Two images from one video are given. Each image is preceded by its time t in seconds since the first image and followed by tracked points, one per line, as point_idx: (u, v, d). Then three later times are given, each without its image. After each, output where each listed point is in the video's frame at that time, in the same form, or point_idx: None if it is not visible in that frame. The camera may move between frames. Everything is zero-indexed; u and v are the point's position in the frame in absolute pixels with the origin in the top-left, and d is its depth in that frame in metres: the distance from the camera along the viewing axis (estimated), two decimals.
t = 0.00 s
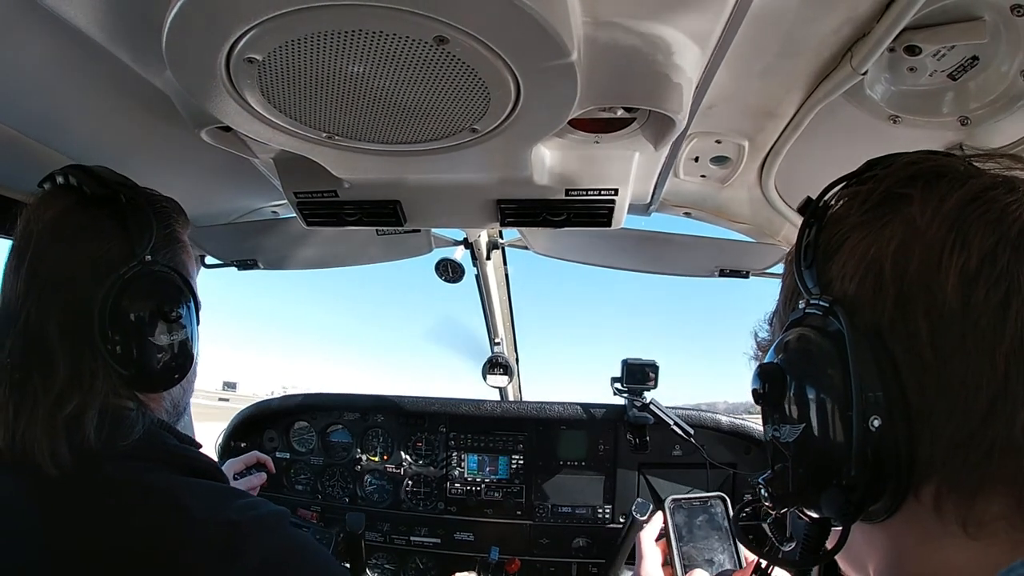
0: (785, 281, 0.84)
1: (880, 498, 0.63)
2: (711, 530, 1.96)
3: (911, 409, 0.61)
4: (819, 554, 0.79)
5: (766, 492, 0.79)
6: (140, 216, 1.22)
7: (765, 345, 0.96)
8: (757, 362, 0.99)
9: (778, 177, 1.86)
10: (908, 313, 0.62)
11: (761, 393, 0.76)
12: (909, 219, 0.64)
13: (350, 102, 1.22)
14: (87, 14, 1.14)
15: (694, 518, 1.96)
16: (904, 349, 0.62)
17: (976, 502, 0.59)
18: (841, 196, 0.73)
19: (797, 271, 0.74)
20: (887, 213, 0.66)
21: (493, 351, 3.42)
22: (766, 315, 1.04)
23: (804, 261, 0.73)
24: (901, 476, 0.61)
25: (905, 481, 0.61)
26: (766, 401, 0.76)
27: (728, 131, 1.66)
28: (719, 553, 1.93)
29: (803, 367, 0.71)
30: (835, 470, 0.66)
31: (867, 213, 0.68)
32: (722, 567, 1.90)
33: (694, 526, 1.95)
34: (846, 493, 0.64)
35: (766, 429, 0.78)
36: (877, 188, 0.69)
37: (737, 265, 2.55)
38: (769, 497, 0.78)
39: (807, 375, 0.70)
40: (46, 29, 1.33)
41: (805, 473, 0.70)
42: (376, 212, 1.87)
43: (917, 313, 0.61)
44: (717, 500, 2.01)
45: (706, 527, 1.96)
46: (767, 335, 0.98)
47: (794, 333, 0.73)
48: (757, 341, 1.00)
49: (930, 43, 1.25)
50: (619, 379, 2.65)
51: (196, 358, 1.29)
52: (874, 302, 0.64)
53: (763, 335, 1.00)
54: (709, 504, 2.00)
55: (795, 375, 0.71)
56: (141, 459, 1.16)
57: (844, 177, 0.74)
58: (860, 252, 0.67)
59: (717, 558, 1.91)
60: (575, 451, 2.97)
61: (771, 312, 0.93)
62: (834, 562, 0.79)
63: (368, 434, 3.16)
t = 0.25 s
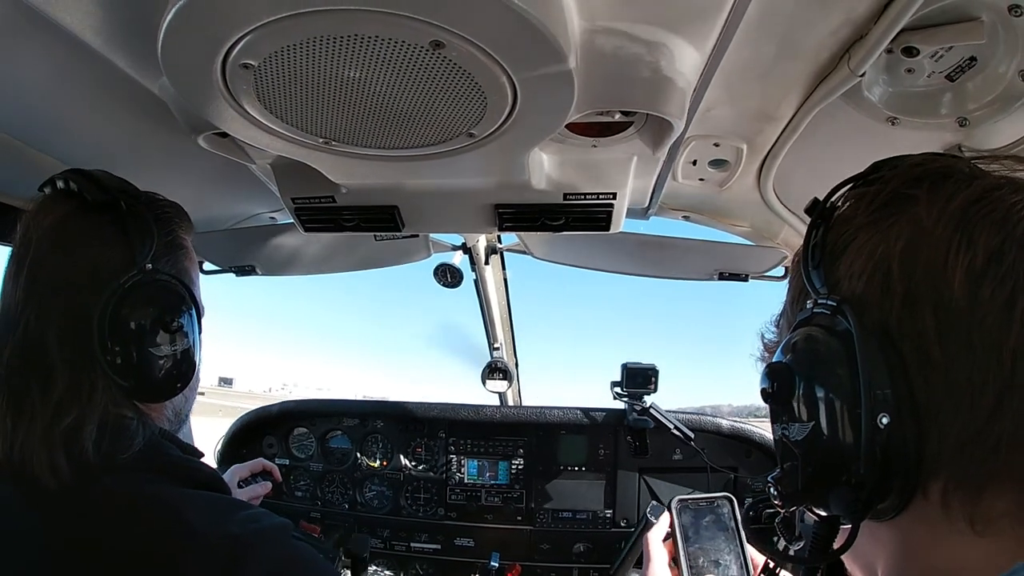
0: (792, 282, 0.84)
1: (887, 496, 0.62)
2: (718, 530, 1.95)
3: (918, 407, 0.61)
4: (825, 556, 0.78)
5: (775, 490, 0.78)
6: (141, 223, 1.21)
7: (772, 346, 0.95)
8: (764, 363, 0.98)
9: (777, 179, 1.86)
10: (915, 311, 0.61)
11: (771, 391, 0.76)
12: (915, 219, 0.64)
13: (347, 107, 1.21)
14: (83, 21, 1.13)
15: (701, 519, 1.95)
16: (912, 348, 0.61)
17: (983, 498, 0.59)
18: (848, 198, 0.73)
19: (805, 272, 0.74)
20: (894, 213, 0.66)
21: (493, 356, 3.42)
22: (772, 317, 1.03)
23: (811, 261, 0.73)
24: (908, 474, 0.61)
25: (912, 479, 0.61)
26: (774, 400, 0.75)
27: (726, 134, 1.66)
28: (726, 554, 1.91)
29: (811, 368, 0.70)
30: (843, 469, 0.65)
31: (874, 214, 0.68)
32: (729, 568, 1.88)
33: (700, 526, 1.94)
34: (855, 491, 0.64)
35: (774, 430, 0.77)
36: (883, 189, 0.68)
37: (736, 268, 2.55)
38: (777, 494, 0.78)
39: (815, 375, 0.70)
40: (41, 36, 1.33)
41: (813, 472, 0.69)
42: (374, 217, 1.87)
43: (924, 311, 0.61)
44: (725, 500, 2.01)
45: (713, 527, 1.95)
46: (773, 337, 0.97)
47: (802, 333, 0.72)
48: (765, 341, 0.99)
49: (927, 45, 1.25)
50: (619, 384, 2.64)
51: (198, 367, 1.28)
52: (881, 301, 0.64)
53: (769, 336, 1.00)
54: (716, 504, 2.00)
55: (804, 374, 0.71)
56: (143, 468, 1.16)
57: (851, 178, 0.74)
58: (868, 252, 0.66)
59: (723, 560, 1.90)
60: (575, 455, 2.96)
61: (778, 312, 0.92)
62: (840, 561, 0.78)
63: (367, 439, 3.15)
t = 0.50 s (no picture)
0: (797, 281, 0.84)
1: (890, 496, 0.62)
2: (720, 531, 1.95)
3: (921, 407, 0.61)
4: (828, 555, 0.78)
5: (778, 489, 0.77)
6: (153, 220, 1.21)
7: (775, 346, 0.95)
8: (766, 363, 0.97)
9: (780, 178, 1.86)
10: (920, 310, 0.61)
11: (774, 390, 0.75)
12: (920, 219, 0.64)
13: (350, 106, 1.21)
14: (87, 19, 1.13)
15: (703, 519, 1.96)
16: (915, 347, 0.61)
17: (987, 498, 0.58)
18: (853, 197, 0.72)
19: (809, 271, 0.74)
20: (898, 213, 0.66)
21: (495, 354, 3.42)
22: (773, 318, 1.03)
23: (816, 261, 0.73)
24: (911, 473, 0.60)
25: (915, 479, 0.60)
26: (778, 398, 0.75)
27: (729, 133, 1.66)
28: (728, 554, 1.92)
29: (816, 367, 0.70)
30: (848, 468, 0.65)
31: (879, 214, 0.68)
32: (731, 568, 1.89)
33: (702, 527, 1.94)
34: (859, 491, 0.63)
35: (778, 428, 0.77)
36: (888, 189, 0.68)
37: (739, 268, 2.54)
38: (782, 494, 0.76)
39: (820, 375, 0.69)
40: (45, 34, 1.33)
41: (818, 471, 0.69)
42: (377, 216, 1.87)
43: (928, 310, 0.60)
44: (727, 501, 2.02)
45: (715, 528, 1.95)
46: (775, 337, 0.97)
47: (806, 333, 0.72)
48: (767, 341, 0.99)
49: (931, 44, 1.24)
50: (621, 383, 2.64)
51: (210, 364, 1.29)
52: (885, 300, 0.64)
53: (771, 336, 0.99)
54: (718, 505, 2.00)
55: (808, 374, 0.71)
56: (153, 469, 1.16)
57: (856, 178, 0.74)
58: (873, 251, 0.66)
59: (725, 560, 1.90)
60: (577, 454, 2.96)
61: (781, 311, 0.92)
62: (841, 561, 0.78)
63: (370, 437, 3.16)
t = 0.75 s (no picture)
0: (788, 282, 0.84)
1: (886, 502, 0.62)
2: (712, 532, 1.95)
3: (916, 410, 0.61)
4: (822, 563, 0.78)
5: (771, 498, 0.78)
6: (157, 205, 1.22)
7: (765, 349, 0.95)
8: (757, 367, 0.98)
9: (787, 176, 1.85)
10: (915, 313, 0.61)
11: (765, 395, 0.75)
12: (914, 221, 0.64)
13: (359, 98, 1.22)
14: (95, 8, 1.14)
15: (695, 519, 1.96)
16: (910, 350, 0.61)
17: (983, 505, 0.59)
18: (845, 199, 0.73)
19: (801, 275, 0.74)
20: (892, 215, 0.66)
21: (500, 348, 3.43)
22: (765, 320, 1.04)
23: (809, 263, 0.73)
24: (906, 479, 0.61)
25: (911, 484, 0.61)
26: (768, 404, 0.75)
27: (738, 129, 1.66)
28: (720, 556, 1.90)
29: (807, 371, 0.70)
30: (841, 473, 0.65)
31: (872, 216, 0.68)
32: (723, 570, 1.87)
33: (694, 527, 1.94)
34: (853, 497, 0.64)
35: (769, 433, 0.77)
36: (882, 190, 0.68)
37: (745, 265, 2.54)
38: (773, 500, 0.78)
39: (812, 378, 0.69)
40: (56, 22, 1.34)
41: (810, 477, 0.69)
42: (384, 208, 1.88)
43: (923, 313, 0.61)
44: (718, 502, 2.03)
45: (707, 528, 1.95)
46: (766, 340, 0.98)
47: (799, 336, 0.72)
48: (756, 345, 1.00)
49: (941, 44, 1.23)
50: (625, 378, 2.64)
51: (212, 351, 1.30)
52: (880, 303, 0.64)
53: (762, 339, 1.00)
54: (710, 505, 2.02)
55: (800, 377, 0.71)
56: (156, 450, 1.19)
57: (849, 179, 0.74)
58: (867, 254, 0.66)
59: (716, 561, 1.89)
60: (580, 449, 2.97)
61: (772, 315, 0.92)
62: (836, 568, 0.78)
63: (374, 428, 3.18)
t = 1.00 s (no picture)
0: (797, 284, 0.84)
1: (893, 504, 0.63)
2: (717, 535, 1.95)
3: (924, 412, 0.61)
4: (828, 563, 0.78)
5: (779, 497, 0.79)
6: (159, 204, 1.22)
7: (773, 350, 0.95)
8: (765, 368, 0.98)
9: (791, 178, 1.85)
10: (924, 315, 0.61)
11: (774, 395, 0.76)
12: (923, 223, 0.64)
13: (363, 97, 1.22)
14: (102, 7, 1.14)
15: (700, 523, 1.97)
16: (919, 352, 0.61)
17: (989, 507, 0.59)
18: (855, 200, 0.73)
19: (811, 276, 0.75)
20: (901, 217, 0.66)
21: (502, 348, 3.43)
22: (773, 321, 1.04)
23: (818, 264, 0.74)
24: (914, 481, 0.61)
25: (918, 486, 0.61)
26: (778, 403, 0.76)
27: (742, 130, 1.65)
28: (725, 559, 1.89)
29: (816, 372, 0.70)
30: (849, 474, 0.66)
31: (882, 217, 0.67)
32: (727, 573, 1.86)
33: (698, 531, 1.95)
34: (861, 498, 0.64)
35: (778, 433, 0.78)
36: (892, 192, 0.68)
37: (748, 266, 2.54)
38: (780, 500, 0.78)
39: (820, 379, 0.70)
40: (62, 20, 1.35)
41: (818, 478, 0.69)
42: (387, 208, 1.88)
43: (932, 315, 0.60)
44: (724, 504, 2.01)
45: (712, 532, 1.95)
46: (774, 340, 0.98)
47: (807, 336, 0.73)
48: (766, 344, 1.00)
49: (945, 46, 1.23)
50: (627, 379, 2.64)
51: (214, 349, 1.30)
52: (889, 305, 0.64)
53: (771, 340, 1.00)
54: (716, 509, 2.00)
55: (808, 378, 0.71)
56: (163, 447, 1.18)
57: (858, 180, 0.74)
58: (876, 256, 0.66)
59: (721, 564, 1.88)
60: (582, 450, 2.97)
61: (781, 316, 0.92)
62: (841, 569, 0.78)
63: (376, 428, 3.18)
